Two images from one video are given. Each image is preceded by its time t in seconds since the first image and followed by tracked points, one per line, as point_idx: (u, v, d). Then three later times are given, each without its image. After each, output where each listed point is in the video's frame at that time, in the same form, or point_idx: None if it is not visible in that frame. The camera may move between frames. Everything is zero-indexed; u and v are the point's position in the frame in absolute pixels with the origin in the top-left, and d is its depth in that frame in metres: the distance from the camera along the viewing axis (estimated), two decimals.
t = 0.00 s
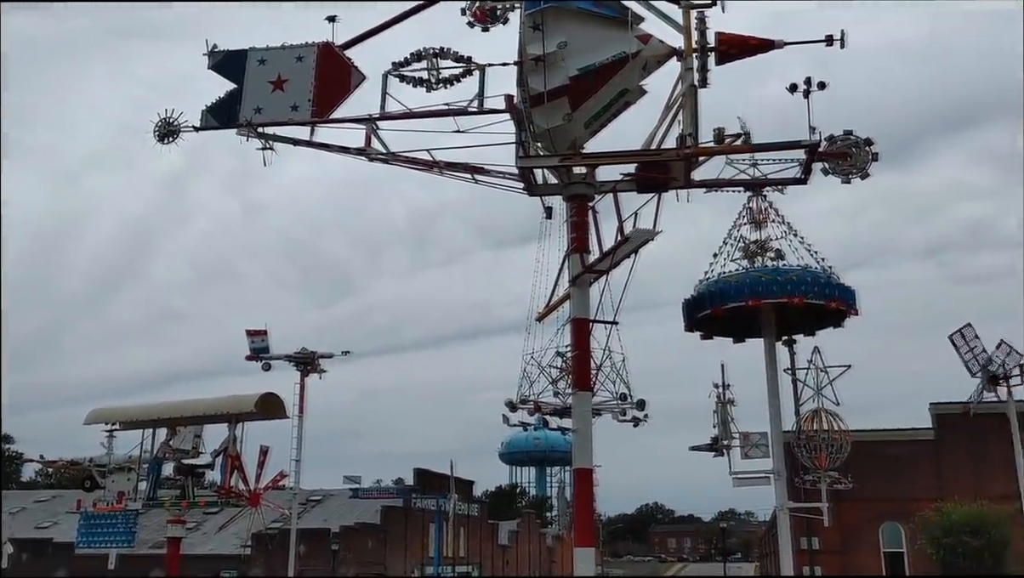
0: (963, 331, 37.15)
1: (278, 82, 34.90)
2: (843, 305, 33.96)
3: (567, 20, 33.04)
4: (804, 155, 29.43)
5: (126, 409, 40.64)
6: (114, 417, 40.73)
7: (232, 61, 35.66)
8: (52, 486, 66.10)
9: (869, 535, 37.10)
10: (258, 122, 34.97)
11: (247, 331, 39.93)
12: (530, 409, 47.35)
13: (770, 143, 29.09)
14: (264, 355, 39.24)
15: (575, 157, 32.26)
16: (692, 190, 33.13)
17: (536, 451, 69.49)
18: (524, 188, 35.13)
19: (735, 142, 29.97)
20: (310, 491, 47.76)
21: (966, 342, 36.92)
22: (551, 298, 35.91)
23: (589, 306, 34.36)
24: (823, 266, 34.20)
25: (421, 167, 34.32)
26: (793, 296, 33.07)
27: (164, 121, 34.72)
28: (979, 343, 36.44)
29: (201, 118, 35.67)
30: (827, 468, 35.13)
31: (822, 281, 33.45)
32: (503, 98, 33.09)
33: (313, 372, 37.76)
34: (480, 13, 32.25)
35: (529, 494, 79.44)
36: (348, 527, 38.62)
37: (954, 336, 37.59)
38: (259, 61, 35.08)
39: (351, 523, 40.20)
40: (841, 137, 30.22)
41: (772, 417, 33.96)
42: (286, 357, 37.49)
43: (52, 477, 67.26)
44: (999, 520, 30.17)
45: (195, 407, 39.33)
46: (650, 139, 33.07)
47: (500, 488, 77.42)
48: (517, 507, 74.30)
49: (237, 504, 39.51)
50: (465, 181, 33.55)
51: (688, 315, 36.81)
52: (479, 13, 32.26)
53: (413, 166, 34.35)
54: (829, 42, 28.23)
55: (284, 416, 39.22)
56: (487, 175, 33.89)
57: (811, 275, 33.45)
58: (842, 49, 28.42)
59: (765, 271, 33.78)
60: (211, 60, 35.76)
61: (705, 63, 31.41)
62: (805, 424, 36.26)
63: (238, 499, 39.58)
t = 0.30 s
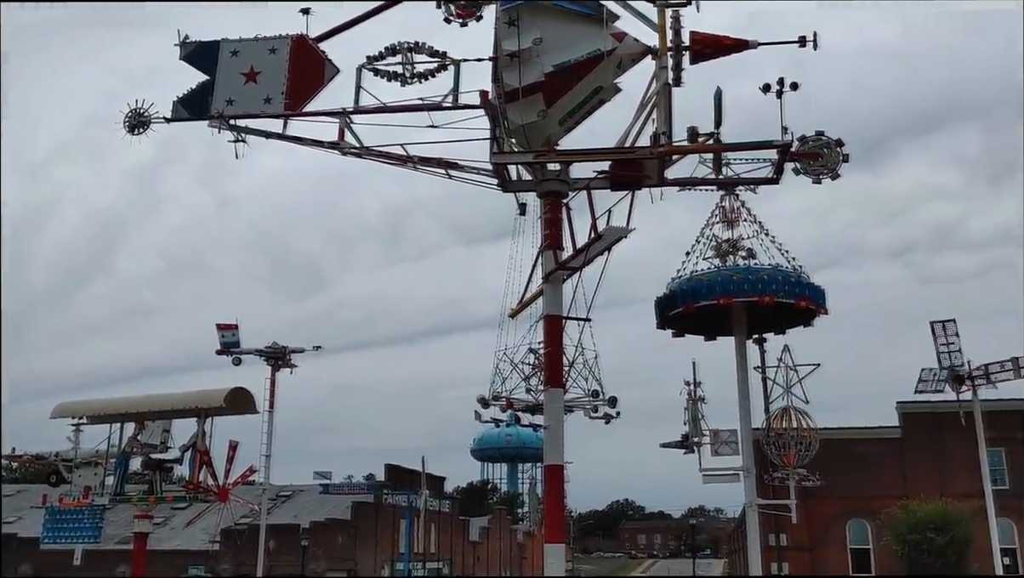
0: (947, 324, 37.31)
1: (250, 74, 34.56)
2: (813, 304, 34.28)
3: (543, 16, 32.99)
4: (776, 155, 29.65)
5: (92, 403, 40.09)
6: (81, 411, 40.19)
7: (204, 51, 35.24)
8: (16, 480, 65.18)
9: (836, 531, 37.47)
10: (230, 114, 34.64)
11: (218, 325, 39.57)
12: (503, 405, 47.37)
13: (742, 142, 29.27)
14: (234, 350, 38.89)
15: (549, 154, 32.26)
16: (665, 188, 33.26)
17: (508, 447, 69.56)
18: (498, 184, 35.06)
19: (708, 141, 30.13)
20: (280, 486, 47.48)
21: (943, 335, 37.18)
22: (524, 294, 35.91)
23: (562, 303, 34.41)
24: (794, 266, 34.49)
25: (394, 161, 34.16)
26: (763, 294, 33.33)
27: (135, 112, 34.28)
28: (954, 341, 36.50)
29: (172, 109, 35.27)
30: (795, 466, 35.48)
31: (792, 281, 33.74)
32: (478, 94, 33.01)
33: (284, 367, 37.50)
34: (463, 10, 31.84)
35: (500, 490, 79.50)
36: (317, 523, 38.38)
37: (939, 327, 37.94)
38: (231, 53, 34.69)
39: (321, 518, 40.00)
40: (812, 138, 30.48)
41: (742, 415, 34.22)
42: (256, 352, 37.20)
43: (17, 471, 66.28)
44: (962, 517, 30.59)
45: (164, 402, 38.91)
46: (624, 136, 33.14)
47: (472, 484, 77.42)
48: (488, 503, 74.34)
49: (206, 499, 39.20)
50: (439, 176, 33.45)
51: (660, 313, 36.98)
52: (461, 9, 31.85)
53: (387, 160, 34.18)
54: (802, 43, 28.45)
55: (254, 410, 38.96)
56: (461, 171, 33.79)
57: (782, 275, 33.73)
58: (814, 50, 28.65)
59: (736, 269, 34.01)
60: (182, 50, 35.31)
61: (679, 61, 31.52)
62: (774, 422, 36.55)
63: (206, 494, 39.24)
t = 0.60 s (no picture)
0: (936, 332, 37.54)
1: (225, 66, 34.21)
2: (786, 303, 34.52)
3: (521, 11, 32.92)
4: (752, 154, 29.79)
5: (61, 396, 39.57)
6: (50, 405, 39.64)
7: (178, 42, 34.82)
8: None
9: (806, 529, 37.80)
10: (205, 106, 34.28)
11: (190, 318, 39.20)
12: (477, 401, 47.33)
13: (718, 140, 29.33)
14: (207, 344, 38.49)
15: (526, 150, 32.20)
16: (642, 186, 33.32)
17: (481, 443, 69.51)
18: (474, 179, 34.94)
19: (685, 139, 30.21)
20: (252, 481, 47.15)
21: (926, 338, 37.45)
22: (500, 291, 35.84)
23: (537, 299, 34.39)
24: (768, 265, 34.71)
25: (370, 156, 33.96)
26: (737, 293, 33.51)
27: (107, 102, 33.83)
28: (937, 349, 36.77)
29: (146, 100, 34.84)
30: (767, 463, 35.74)
31: (766, 280, 33.95)
32: (456, 89, 32.87)
33: (257, 361, 37.20)
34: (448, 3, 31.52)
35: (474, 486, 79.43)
36: (289, 518, 38.11)
37: (924, 330, 38.24)
38: (206, 44, 34.31)
39: (293, 513, 39.73)
40: (787, 137, 30.65)
41: (715, 412, 34.40)
42: (229, 346, 36.86)
43: None
44: (931, 514, 30.89)
45: (134, 396, 38.46)
46: (601, 133, 33.14)
47: (445, 480, 77.28)
48: (461, 500, 74.27)
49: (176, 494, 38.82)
50: (416, 171, 33.30)
51: (634, 310, 37.09)
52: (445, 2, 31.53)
53: (363, 154, 33.97)
54: (778, 43, 28.60)
55: (226, 405, 38.64)
56: (438, 166, 33.65)
57: (755, 274, 33.93)
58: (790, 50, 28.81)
59: (711, 268, 34.17)
60: (156, 40, 34.88)
61: (657, 60, 31.57)
62: (747, 419, 36.77)
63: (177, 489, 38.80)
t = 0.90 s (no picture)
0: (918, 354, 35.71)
1: (198, 57, 33.83)
2: (757, 303, 34.80)
3: (497, 8, 32.87)
4: (725, 154, 29.96)
5: (26, 390, 38.97)
6: (14, 398, 39.02)
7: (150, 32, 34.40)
8: None
9: (773, 527, 38.14)
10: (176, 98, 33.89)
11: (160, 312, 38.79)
12: (449, 398, 47.25)
13: (692, 140, 29.55)
14: (176, 338, 38.08)
15: (501, 146, 32.17)
16: (616, 184, 33.42)
17: (453, 440, 69.45)
18: (448, 175, 34.84)
19: (658, 138, 30.31)
20: (221, 477, 46.75)
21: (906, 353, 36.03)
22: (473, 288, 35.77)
23: (510, 296, 34.36)
24: (739, 265, 34.95)
25: (344, 150, 33.76)
26: (709, 292, 33.72)
27: (76, 92, 33.34)
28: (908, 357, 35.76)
29: (116, 90, 34.38)
30: (736, 460, 36.04)
31: (737, 279, 34.19)
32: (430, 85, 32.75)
33: (227, 355, 36.90)
34: None
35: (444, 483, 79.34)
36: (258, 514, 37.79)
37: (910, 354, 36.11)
38: (178, 35, 33.91)
39: (263, 509, 39.45)
40: (760, 138, 30.90)
41: (686, 410, 34.61)
42: (198, 341, 36.51)
43: None
44: (896, 512, 31.24)
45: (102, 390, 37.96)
46: (576, 131, 33.19)
47: (416, 477, 77.12)
48: (432, 496, 74.16)
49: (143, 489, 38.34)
50: (389, 166, 33.14)
51: (607, 308, 37.18)
52: None
53: (336, 149, 33.76)
54: (752, 44, 28.77)
55: (194, 400, 38.34)
56: (412, 161, 33.53)
57: (727, 273, 34.16)
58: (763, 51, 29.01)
59: (683, 267, 34.34)
60: (127, 30, 34.41)
61: (631, 58, 31.67)
62: (717, 417, 36.99)
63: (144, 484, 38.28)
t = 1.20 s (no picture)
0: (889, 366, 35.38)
1: (179, 49, 33.55)
2: (737, 302, 34.99)
3: (481, 4, 32.80)
4: (707, 153, 30.05)
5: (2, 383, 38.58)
6: None
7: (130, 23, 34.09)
8: None
9: (750, 524, 38.38)
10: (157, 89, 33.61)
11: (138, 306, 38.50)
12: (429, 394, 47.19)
13: (674, 139, 29.61)
14: (155, 332, 37.82)
15: (483, 143, 32.12)
16: (598, 182, 33.45)
17: (432, 436, 69.40)
18: (431, 171, 34.73)
19: (641, 137, 30.34)
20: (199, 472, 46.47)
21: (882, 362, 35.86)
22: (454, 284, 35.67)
23: (491, 292, 34.30)
24: (720, 264, 35.13)
25: (326, 144, 33.59)
26: (690, 290, 33.87)
27: (55, 83, 32.99)
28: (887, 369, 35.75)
29: (95, 82, 34.06)
30: (715, 458, 36.19)
31: (718, 278, 34.36)
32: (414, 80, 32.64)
33: (206, 350, 36.69)
34: None
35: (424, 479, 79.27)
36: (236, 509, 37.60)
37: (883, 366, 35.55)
38: (159, 26, 33.63)
39: (241, 504, 39.26)
40: (742, 138, 31.03)
41: (665, 408, 34.71)
42: (176, 335, 36.23)
43: None
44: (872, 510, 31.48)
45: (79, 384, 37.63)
46: (559, 128, 33.19)
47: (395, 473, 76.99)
48: (411, 492, 74.07)
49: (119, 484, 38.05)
50: (372, 161, 33.00)
51: (588, 305, 37.24)
52: None
53: (318, 143, 33.57)
54: (734, 44, 28.88)
55: (172, 395, 38.16)
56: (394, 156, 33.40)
57: (708, 272, 34.32)
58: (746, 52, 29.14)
59: (664, 265, 34.46)
60: (108, 21, 34.09)
61: (615, 57, 31.70)
62: (696, 415, 37.07)
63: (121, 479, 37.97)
